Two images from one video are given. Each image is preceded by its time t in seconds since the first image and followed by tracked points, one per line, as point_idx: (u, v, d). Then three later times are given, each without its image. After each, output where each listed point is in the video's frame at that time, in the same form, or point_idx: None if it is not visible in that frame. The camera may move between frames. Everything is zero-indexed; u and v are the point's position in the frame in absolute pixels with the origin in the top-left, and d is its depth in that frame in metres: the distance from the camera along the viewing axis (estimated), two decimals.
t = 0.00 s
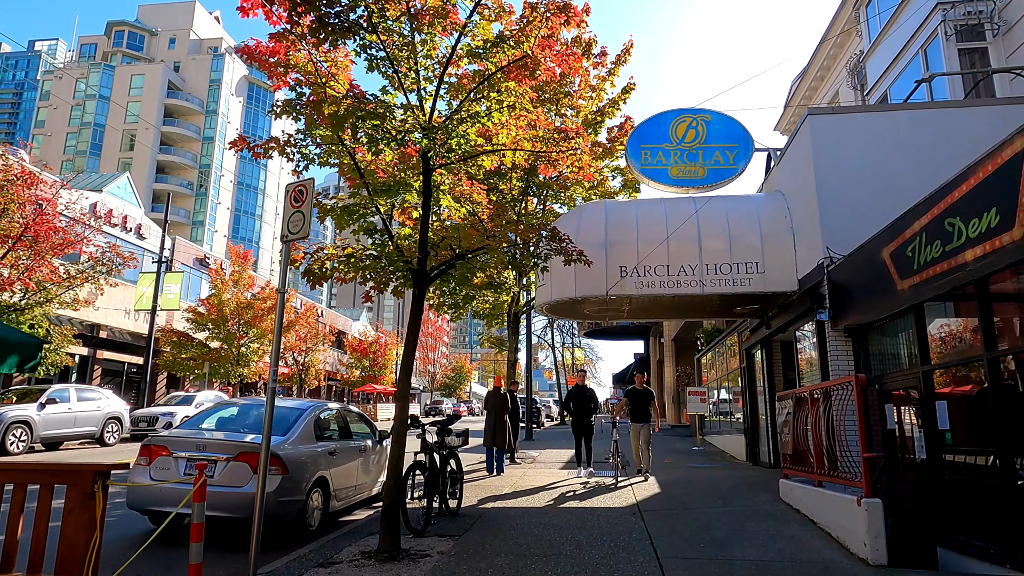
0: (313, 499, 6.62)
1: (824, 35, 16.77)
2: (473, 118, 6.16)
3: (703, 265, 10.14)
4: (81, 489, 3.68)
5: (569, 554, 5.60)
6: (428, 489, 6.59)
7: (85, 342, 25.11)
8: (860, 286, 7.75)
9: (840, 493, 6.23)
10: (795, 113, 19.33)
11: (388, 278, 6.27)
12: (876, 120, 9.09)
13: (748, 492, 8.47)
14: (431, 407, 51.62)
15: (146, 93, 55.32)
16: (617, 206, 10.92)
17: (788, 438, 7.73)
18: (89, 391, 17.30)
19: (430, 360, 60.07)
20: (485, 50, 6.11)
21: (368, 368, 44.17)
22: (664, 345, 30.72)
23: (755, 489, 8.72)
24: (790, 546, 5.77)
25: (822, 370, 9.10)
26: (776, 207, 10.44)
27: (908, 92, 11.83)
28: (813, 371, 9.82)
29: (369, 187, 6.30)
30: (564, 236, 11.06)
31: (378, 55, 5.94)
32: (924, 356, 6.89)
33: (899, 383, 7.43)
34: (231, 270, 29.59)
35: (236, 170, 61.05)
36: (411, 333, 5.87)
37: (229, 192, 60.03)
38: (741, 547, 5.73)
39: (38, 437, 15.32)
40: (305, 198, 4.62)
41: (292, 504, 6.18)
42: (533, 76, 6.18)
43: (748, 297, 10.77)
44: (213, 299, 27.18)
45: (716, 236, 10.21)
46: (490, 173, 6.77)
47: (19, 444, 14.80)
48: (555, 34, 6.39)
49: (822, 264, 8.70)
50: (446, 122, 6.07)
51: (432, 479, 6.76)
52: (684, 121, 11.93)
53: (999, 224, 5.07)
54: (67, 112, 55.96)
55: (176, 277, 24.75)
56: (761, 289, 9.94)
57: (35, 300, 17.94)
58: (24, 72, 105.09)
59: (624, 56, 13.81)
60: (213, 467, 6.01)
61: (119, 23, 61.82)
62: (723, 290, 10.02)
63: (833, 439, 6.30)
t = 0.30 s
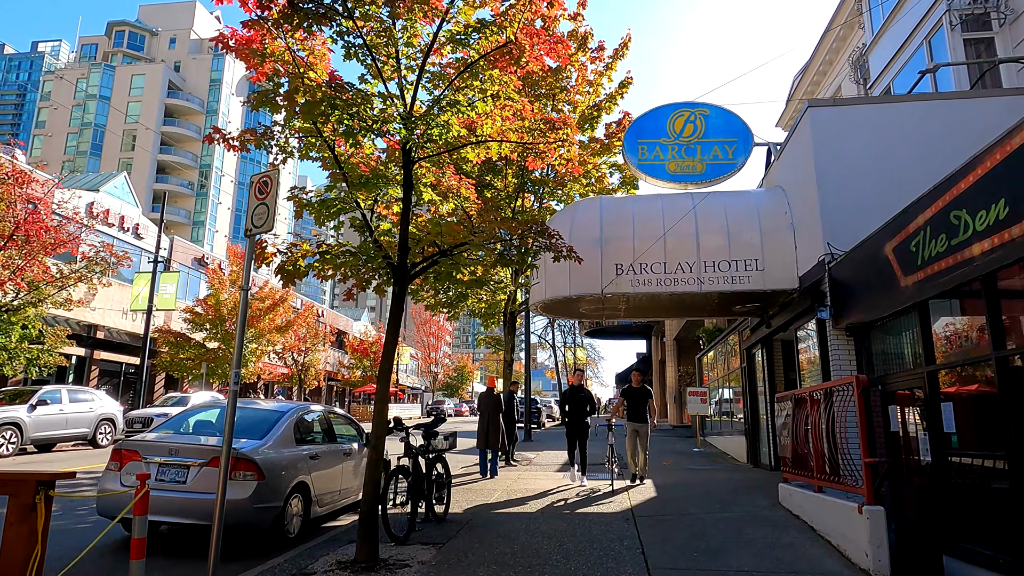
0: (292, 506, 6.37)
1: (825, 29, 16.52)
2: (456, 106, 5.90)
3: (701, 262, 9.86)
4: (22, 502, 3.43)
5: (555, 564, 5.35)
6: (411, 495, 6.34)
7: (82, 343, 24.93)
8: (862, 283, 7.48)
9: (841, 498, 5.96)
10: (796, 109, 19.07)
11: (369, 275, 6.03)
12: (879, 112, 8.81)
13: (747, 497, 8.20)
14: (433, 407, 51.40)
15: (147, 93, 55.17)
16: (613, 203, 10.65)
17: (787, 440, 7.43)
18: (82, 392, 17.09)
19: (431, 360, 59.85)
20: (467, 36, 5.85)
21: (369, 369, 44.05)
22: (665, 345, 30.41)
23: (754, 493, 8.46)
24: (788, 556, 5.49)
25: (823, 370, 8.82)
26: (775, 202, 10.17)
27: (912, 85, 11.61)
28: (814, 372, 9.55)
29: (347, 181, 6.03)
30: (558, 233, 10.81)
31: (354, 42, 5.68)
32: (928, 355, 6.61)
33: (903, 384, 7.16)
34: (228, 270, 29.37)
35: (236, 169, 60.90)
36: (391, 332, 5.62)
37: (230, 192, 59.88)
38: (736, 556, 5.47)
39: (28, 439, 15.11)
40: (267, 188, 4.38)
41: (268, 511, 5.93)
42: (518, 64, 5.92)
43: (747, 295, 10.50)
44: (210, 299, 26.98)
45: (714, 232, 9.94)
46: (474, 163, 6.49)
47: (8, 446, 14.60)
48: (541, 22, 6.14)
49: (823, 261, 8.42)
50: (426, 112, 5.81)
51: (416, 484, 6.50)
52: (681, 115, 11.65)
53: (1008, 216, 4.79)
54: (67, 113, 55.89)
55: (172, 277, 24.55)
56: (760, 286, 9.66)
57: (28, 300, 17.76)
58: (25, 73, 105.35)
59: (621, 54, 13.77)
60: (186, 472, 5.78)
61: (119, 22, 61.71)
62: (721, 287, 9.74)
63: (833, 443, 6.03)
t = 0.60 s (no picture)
0: (274, 509, 6.11)
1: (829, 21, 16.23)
2: (440, 91, 5.66)
3: (702, 257, 9.58)
4: None
5: (544, 571, 5.09)
6: (397, 497, 6.09)
7: (81, 343, 24.83)
8: (867, 277, 7.19)
9: (846, 502, 5.69)
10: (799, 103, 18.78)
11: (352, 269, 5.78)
12: (884, 101, 8.52)
13: (748, 499, 7.93)
14: (435, 406, 51.26)
15: (149, 92, 55.11)
16: (611, 196, 10.39)
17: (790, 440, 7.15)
18: (77, 391, 16.93)
19: (434, 359, 59.69)
20: (451, 18, 5.60)
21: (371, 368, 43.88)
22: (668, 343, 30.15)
23: (755, 495, 8.18)
24: (789, 563, 5.23)
25: (827, 367, 8.54)
26: (778, 195, 9.88)
27: (919, 74, 11.32)
28: (818, 369, 9.26)
29: (327, 171, 5.78)
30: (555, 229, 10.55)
31: (333, 24, 5.43)
32: (937, 352, 6.32)
33: (910, 382, 6.87)
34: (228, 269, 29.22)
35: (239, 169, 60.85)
36: (373, 328, 5.37)
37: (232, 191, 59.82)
38: (735, 563, 5.20)
39: (21, 439, 14.97)
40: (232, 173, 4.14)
41: (246, 515, 5.68)
42: (505, 46, 5.66)
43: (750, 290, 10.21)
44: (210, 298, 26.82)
45: (715, 226, 9.65)
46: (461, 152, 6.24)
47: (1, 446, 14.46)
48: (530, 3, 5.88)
49: (828, 255, 8.13)
50: (408, 97, 5.56)
51: (402, 486, 6.24)
52: (682, 107, 11.37)
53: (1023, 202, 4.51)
54: (70, 113, 55.92)
55: (170, 276, 24.40)
56: (763, 281, 9.36)
57: (24, 299, 17.63)
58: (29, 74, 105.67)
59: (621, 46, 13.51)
60: (160, 474, 5.54)
61: (122, 22, 61.71)
62: (722, 283, 9.45)
63: (838, 444, 5.75)
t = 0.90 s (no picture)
0: (250, 513, 5.87)
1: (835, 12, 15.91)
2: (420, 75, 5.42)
3: (701, 251, 9.31)
4: None
5: None
6: (380, 499, 5.87)
7: (80, 341, 24.72)
8: (871, 271, 6.92)
9: (848, 505, 5.42)
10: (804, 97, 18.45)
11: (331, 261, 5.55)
12: (888, 88, 8.24)
13: (748, 501, 7.66)
14: (438, 405, 51.09)
15: (152, 91, 55.08)
16: (608, 189, 10.14)
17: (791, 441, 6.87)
18: (72, 390, 16.77)
19: (437, 358, 59.49)
20: None
21: (373, 368, 43.69)
22: (672, 342, 29.84)
23: (755, 497, 7.91)
24: (787, 568, 4.97)
25: (830, 365, 8.26)
26: (780, 187, 9.60)
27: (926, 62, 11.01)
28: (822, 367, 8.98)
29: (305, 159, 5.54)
30: (550, 223, 10.30)
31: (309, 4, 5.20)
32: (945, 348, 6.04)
33: (916, 380, 6.59)
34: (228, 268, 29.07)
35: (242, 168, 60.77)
36: (350, 322, 5.14)
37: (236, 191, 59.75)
38: (729, 569, 4.95)
39: (14, 438, 14.81)
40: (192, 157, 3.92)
41: (221, 518, 5.46)
42: (489, 28, 5.41)
43: (751, 286, 9.93)
44: (209, 297, 26.67)
45: (714, 219, 9.38)
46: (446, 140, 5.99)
47: None
48: None
49: (830, 248, 7.86)
50: (387, 80, 5.31)
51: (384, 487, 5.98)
52: (682, 98, 11.09)
53: None
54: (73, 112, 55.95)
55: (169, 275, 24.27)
56: (764, 276, 9.08)
57: (20, 297, 17.49)
58: (36, 75, 105.99)
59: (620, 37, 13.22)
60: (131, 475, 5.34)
61: (126, 21, 61.70)
62: (722, 278, 9.17)
63: (840, 443, 5.49)
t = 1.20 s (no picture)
0: (223, 520, 5.65)
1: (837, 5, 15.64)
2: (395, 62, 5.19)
3: (697, 248, 9.05)
4: None
5: None
6: (360, 506, 5.66)
7: (77, 341, 24.59)
8: (871, 268, 6.66)
9: (844, 513, 5.17)
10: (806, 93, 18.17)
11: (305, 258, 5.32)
12: (890, 79, 7.97)
13: (744, 505, 7.42)
14: (440, 405, 50.87)
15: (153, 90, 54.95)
16: (602, 185, 9.90)
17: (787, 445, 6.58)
18: (64, 391, 16.57)
19: (439, 357, 59.31)
20: None
21: (374, 367, 43.52)
22: (674, 341, 29.60)
23: (753, 501, 7.66)
24: None
25: (829, 365, 8.01)
26: (779, 182, 9.34)
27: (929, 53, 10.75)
28: (822, 368, 8.72)
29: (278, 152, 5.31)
30: (543, 220, 10.06)
31: None
32: (948, 348, 5.78)
33: (918, 381, 6.33)
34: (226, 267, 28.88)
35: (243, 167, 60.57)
36: (322, 321, 4.92)
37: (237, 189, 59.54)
38: None
39: (4, 440, 14.63)
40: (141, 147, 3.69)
41: (190, 526, 5.23)
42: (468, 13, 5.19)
43: (749, 284, 9.68)
44: (207, 296, 26.50)
45: (710, 216, 9.12)
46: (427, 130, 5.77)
47: None
48: None
49: (829, 244, 7.60)
50: (362, 68, 5.08)
51: (363, 493, 5.75)
52: (679, 92, 10.81)
53: None
54: (75, 111, 55.87)
55: (164, 273, 24.10)
56: (763, 274, 8.81)
57: (14, 296, 17.34)
58: (39, 74, 106.08)
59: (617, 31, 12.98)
60: (96, 482, 5.13)
61: (127, 20, 61.59)
62: (719, 276, 8.91)
63: (836, 447, 5.25)
